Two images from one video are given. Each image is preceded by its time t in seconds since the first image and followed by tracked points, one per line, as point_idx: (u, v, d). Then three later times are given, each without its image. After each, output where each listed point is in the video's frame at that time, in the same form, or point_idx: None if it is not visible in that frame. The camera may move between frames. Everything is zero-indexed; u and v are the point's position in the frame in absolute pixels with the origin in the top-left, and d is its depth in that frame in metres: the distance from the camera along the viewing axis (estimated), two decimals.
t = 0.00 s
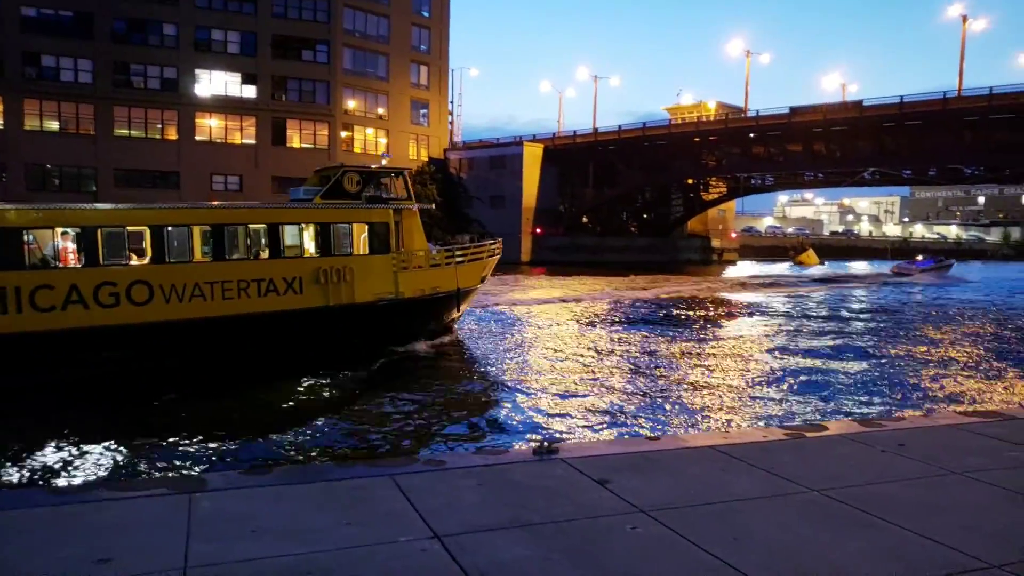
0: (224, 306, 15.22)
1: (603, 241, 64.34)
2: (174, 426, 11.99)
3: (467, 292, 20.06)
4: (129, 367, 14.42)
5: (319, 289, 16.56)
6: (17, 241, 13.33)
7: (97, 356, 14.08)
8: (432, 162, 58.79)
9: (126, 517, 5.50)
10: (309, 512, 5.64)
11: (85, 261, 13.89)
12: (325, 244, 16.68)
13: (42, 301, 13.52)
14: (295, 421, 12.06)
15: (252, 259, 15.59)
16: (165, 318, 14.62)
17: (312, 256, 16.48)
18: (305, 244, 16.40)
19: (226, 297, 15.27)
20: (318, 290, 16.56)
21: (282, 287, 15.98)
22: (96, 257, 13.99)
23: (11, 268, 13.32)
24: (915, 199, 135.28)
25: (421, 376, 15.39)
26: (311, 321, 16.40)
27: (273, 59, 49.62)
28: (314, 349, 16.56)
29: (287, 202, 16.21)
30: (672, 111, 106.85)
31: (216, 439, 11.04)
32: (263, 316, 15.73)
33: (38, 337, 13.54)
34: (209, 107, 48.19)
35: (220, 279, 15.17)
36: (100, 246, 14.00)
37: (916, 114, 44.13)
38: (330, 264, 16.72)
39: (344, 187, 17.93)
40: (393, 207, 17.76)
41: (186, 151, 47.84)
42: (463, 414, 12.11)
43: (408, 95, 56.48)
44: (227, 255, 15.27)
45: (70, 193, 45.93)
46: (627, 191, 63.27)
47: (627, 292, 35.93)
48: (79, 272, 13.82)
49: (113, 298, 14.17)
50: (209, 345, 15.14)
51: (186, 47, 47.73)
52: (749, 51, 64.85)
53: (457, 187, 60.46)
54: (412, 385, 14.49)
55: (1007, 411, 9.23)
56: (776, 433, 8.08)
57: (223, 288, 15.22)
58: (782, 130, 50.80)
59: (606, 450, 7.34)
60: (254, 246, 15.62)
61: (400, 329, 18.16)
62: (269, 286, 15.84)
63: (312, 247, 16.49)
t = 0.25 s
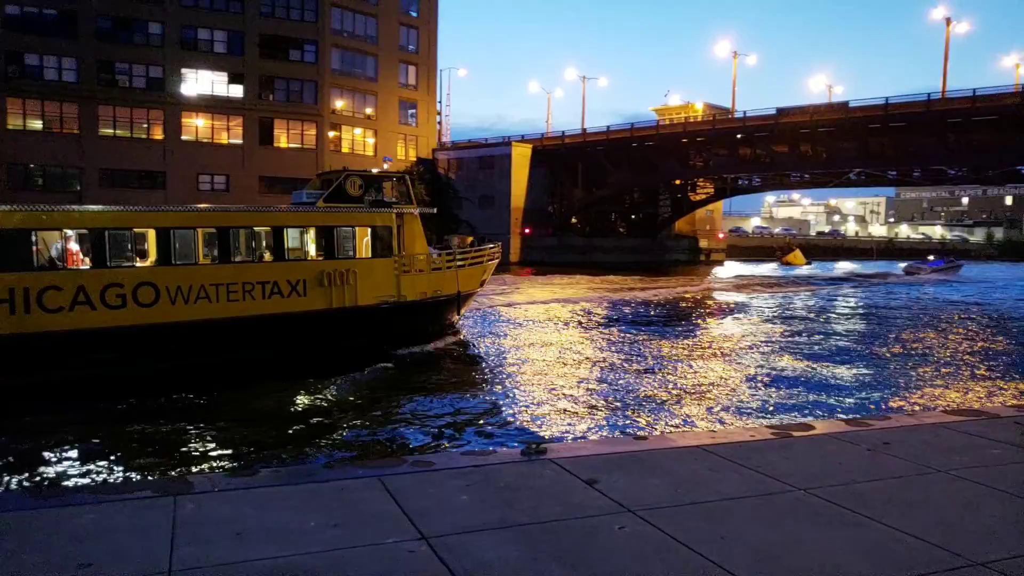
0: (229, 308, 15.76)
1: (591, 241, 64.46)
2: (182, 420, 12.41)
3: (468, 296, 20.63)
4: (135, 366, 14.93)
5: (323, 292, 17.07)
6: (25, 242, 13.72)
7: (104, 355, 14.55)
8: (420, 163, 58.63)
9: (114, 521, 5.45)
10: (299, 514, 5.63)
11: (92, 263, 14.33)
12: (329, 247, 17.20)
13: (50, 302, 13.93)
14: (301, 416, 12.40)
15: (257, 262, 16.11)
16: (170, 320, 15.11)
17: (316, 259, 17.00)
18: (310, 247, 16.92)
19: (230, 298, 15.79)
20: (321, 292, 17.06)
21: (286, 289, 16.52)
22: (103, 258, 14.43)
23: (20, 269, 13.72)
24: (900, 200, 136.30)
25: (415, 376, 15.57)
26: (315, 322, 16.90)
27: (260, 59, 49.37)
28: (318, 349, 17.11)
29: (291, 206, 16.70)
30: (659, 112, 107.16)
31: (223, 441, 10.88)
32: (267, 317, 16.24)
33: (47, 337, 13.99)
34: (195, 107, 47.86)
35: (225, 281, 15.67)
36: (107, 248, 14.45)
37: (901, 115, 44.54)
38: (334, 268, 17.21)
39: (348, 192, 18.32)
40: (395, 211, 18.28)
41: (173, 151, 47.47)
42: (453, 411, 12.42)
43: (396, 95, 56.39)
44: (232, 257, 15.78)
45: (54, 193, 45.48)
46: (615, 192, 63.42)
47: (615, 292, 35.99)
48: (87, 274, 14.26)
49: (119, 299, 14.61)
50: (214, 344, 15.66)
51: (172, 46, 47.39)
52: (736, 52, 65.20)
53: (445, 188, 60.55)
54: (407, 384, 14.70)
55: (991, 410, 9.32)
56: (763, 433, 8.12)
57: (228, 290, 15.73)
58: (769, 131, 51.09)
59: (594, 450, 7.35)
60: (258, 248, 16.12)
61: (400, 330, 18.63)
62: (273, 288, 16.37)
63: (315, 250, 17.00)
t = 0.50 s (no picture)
0: (234, 311, 15.72)
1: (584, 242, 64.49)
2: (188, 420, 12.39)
3: (468, 300, 20.68)
4: (141, 368, 14.88)
5: (327, 295, 17.03)
6: (36, 244, 13.67)
7: (110, 356, 14.49)
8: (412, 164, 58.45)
9: (105, 524, 5.39)
10: (291, 516, 5.59)
11: (101, 265, 14.29)
12: (332, 251, 17.16)
13: (59, 304, 13.89)
14: (305, 417, 12.39)
15: (262, 265, 16.08)
16: (178, 322, 15.08)
17: (320, 262, 16.96)
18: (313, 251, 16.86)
19: (236, 301, 15.76)
20: (326, 295, 17.03)
21: (291, 293, 16.49)
22: (112, 261, 14.39)
23: (29, 271, 13.66)
24: (891, 201, 136.99)
25: (414, 377, 15.54)
26: (319, 326, 16.87)
27: (251, 60, 49.18)
28: (322, 352, 17.08)
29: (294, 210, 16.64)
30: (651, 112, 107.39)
31: (228, 445, 10.70)
32: (272, 320, 16.21)
33: (55, 339, 13.95)
34: (186, 108, 47.60)
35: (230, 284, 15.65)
36: (117, 250, 14.44)
37: (892, 115, 44.79)
38: (338, 271, 17.17)
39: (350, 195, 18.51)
40: (399, 216, 18.24)
41: (164, 152, 47.19)
42: (448, 409, 12.43)
43: (387, 96, 56.29)
44: (236, 260, 15.74)
45: (45, 195, 45.19)
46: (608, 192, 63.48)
47: (609, 293, 36.01)
48: (96, 276, 14.21)
49: (127, 302, 14.56)
50: (220, 346, 15.63)
51: (163, 47, 47.17)
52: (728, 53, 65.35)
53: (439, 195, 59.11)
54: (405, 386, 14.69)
55: (982, 409, 9.35)
56: (755, 432, 8.13)
57: (233, 293, 15.71)
58: (760, 131, 51.27)
59: (587, 450, 7.34)
60: (263, 251, 16.07)
61: (401, 333, 18.59)
62: (278, 291, 16.34)
63: (318, 253, 16.94)
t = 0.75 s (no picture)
0: (241, 312, 15.71)
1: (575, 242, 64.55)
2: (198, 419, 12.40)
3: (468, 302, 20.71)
4: (148, 368, 14.88)
5: (332, 297, 16.99)
6: (48, 245, 13.64)
7: (119, 356, 14.48)
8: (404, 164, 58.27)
9: (93, 525, 5.37)
10: (279, 516, 5.57)
11: (112, 265, 14.26)
12: (339, 254, 17.08)
13: (71, 304, 13.88)
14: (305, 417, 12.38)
15: (269, 267, 16.05)
16: (187, 322, 15.10)
17: (326, 265, 16.90)
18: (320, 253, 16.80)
19: (243, 303, 15.74)
20: (331, 297, 16.99)
21: (297, 295, 16.45)
22: (123, 261, 14.35)
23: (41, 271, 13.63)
24: (881, 202, 137.84)
25: (414, 378, 15.49)
26: (324, 327, 16.85)
27: (242, 59, 49.01)
28: (327, 353, 17.05)
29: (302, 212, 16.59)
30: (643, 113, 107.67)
31: (235, 445, 10.68)
32: (278, 321, 16.20)
33: (66, 339, 13.95)
34: (177, 107, 47.41)
35: (238, 286, 15.63)
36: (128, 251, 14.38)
37: (882, 117, 45.10)
38: (343, 273, 17.13)
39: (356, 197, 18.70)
40: (404, 220, 18.18)
41: (154, 152, 46.95)
42: (443, 407, 12.52)
43: (379, 96, 56.20)
44: (244, 262, 15.70)
45: (34, 194, 44.95)
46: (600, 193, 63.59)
47: (601, 293, 36.08)
48: (107, 276, 14.20)
49: (137, 302, 14.54)
50: (226, 346, 15.63)
51: (154, 46, 46.94)
52: (719, 54, 65.62)
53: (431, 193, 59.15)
54: (397, 386, 14.64)
55: (969, 409, 9.42)
56: (745, 433, 8.15)
57: (241, 294, 15.69)
58: (752, 133, 51.49)
59: (577, 450, 7.35)
60: (270, 253, 16.06)
61: (405, 336, 18.56)
62: (284, 293, 16.30)
63: (324, 256, 16.87)
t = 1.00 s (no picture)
0: (242, 313, 15.43)
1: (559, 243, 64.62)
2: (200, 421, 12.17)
3: (463, 305, 20.47)
4: (149, 370, 14.53)
5: (331, 300, 16.72)
6: (52, 243, 13.41)
7: (120, 358, 14.17)
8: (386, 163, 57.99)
9: (70, 528, 5.29)
10: (261, 518, 5.53)
11: (115, 265, 14.04)
12: (338, 256, 16.86)
13: (73, 303, 13.62)
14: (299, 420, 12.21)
15: (269, 269, 15.82)
16: (191, 323, 14.83)
17: (325, 268, 16.67)
18: (320, 255, 16.58)
19: (244, 305, 15.47)
20: (330, 300, 16.74)
21: (297, 296, 16.18)
22: (126, 260, 14.15)
23: (44, 270, 13.39)
24: (860, 204, 139.25)
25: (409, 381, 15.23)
26: (324, 330, 16.56)
27: (223, 57, 48.59)
28: (327, 356, 16.74)
29: (302, 215, 16.40)
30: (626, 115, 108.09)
31: (235, 445, 10.56)
32: (279, 323, 15.91)
33: (68, 339, 13.64)
34: (156, 105, 46.93)
35: (239, 287, 15.39)
36: (132, 250, 14.18)
37: (861, 120, 45.58)
38: (342, 276, 16.88)
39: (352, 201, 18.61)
40: (402, 223, 17.95)
41: (132, 150, 46.45)
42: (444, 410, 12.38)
43: (362, 95, 55.93)
44: (246, 263, 15.49)
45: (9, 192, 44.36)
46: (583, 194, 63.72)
47: (584, 293, 36.14)
48: (109, 276, 13.96)
49: (139, 303, 14.26)
50: (227, 348, 15.33)
51: (132, 43, 46.43)
52: (701, 57, 66.04)
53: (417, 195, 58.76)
54: (388, 390, 14.40)
55: (948, 409, 9.53)
56: (727, 433, 8.20)
57: (242, 295, 15.43)
58: (733, 135, 51.85)
59: (561, 450, 7.37)
60: (270, 255, 15.84)
61: (403, 341, 18.21)
62: (284, 295, 16.03)
63: (323, 258, 16.63)
